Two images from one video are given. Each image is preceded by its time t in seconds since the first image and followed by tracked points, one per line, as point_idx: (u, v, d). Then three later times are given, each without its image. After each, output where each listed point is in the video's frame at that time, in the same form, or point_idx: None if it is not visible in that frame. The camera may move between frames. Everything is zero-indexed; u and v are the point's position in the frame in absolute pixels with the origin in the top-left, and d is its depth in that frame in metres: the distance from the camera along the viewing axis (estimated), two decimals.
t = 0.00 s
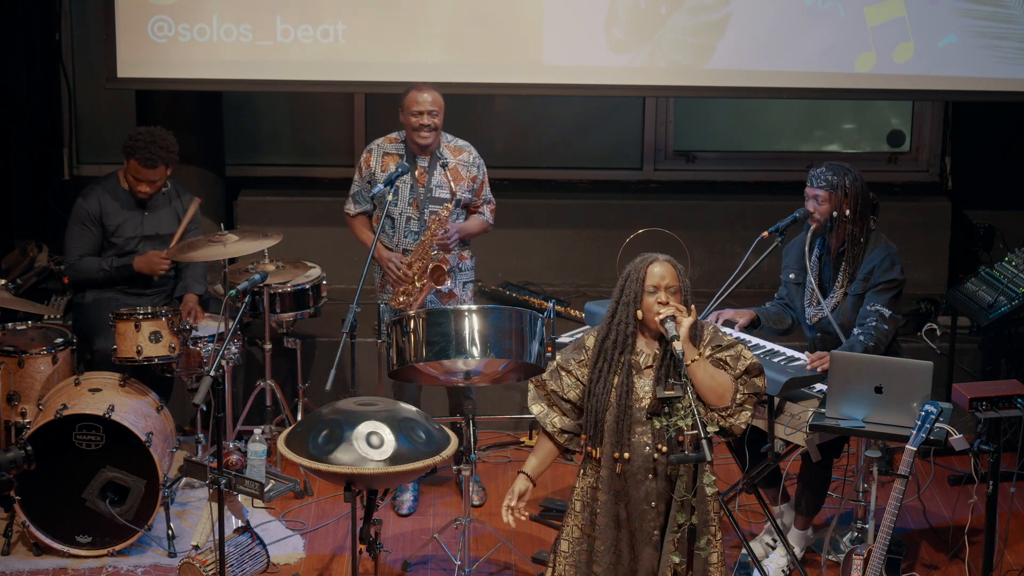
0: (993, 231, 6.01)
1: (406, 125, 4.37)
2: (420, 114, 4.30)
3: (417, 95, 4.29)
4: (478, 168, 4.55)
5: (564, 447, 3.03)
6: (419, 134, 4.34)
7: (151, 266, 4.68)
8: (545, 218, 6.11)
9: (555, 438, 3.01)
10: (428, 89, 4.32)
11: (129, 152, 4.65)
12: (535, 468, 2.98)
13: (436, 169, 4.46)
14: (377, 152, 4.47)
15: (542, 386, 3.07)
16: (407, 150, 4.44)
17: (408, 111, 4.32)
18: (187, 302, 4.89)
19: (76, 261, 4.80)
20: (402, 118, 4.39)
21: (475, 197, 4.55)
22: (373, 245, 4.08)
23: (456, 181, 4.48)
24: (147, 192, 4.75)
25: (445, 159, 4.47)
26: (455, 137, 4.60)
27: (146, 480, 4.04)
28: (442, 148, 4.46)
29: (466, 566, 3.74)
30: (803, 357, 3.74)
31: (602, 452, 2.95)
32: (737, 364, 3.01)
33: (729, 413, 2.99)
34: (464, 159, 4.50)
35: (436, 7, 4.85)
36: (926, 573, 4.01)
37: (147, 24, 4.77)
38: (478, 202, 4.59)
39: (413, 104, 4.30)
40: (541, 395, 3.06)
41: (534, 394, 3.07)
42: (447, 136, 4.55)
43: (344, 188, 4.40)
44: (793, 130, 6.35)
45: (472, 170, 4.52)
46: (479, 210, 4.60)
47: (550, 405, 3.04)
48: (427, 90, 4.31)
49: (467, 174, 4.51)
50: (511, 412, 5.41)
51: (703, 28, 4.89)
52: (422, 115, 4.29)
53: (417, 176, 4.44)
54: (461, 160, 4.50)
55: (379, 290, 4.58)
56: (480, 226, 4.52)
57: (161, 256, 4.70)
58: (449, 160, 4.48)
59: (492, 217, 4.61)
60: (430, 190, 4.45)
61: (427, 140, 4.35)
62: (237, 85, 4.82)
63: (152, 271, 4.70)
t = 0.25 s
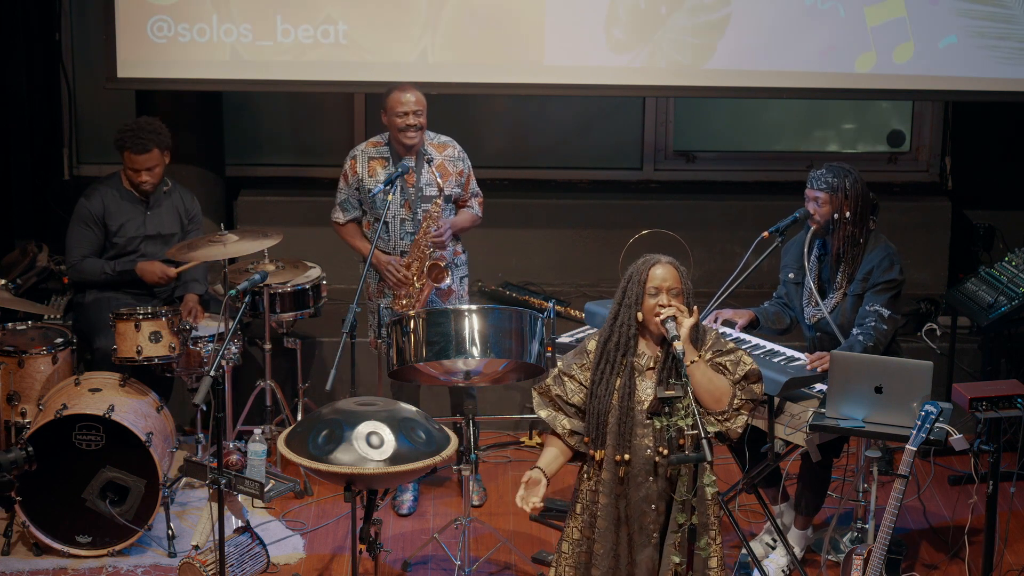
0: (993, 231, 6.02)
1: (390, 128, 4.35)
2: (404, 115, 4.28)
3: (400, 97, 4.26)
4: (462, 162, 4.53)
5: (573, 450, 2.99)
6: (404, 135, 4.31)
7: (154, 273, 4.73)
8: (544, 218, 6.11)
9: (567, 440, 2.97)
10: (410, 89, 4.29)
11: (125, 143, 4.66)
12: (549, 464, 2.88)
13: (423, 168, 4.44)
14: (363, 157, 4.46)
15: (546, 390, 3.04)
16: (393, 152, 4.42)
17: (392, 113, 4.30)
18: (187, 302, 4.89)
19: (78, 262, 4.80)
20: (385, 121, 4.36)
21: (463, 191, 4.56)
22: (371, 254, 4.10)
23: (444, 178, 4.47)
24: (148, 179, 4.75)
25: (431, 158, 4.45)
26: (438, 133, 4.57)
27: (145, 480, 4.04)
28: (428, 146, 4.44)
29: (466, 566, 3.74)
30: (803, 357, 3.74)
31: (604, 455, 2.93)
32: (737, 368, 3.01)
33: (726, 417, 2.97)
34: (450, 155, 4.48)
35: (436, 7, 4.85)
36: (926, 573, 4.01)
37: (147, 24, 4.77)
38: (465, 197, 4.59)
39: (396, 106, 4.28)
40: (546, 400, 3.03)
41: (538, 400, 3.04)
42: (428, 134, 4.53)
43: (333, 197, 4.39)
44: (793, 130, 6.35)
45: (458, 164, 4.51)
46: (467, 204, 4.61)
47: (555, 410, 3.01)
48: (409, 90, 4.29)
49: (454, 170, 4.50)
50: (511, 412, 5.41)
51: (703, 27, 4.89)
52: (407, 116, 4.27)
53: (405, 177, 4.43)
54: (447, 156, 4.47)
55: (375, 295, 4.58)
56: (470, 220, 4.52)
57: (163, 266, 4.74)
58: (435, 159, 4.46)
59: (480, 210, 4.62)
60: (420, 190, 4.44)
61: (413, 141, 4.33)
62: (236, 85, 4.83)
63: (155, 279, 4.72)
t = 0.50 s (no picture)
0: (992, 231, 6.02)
1: (378, 131, 4.32)
2: (393, 118, 4.26)
3: (387, 100, 4.24)
4: (450, 159, 4.53)
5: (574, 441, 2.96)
6: (394, 138, 4.29)
7: (155, 275, 4.74)
8: (544, 218, 6.11)
9: (570, 426, 2.95)
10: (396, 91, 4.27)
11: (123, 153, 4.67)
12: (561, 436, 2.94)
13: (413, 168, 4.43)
14: (352, 163, 4.44)
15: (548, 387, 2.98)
16: (382, 155, 4.40)
17: (380, 116, 4.28)
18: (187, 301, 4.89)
19: (78, 261, 4.81)
20: (373, 126, 4.34)
21: (454, 187, 4.56)
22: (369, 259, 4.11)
23: (436, 177, 4.46)
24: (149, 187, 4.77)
25: (421, 157, 4.44)
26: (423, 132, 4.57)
27: (146, 480, 4.04)
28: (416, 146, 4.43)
29: (466, 566, 3.74)
30: (803, 357, 3.74)
31: (606, 455, 2.93)
32: (736, 368, 3.01)
33: (726, 417, 2.96)
34: (439, 152, 4.49)
35: (436, 7, 4.85)
36: (926, 573, 4.01)
37: (147, 24, 4.77)
38: (457, 193, 4.59)
39: (384, 109, 4.25)
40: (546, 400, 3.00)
41: (536, 392, 2.99)
42: (416, 133, 4.52)
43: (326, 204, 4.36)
44: (793, 130, 6.35)
45: (447, 161, 4.51)
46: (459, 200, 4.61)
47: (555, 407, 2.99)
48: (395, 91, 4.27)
49: (445, 167, 4.50)
50: (511, 412, 5.41)
51: (703, 27, 4.89)
52: (396, 119, 4.25)
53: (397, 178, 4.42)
54: (437, 154, 4.48)
55: (375, 299, 4.57)
56: (463, 215, 4.54)
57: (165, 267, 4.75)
58: (425, 157, 4.46)
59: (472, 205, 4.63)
60: (414, 190, 4.43)
61: (404, 143, 4.31)
62: (236, 85, 4.83)
63: (155, 279, 4.73)
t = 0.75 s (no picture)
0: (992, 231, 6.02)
1: (372, 136, 4.32)
2: (386, 122, 4.26)
3: (379, 105, 4.24)
4: (444, 159, 4.54)
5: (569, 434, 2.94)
6: (387, 142, 4.29)
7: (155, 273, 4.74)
8: (544, 218, 6.11)
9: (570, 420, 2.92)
10: (388, 95, 4.27)
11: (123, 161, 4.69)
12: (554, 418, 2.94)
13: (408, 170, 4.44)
14: (347, 169, 4.44)
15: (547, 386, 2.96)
16: (377, 159, 4.41)
17: (373, 121, 4.27)
18: (187, 302, 4.88)
19: (78, 262, 4.80)
20: (366, 131, 4.34)
21: (451, 187, 4.56)
22: (369, 261, 4.09)
23: (431, 177, 4.47)
24: (147, 195, 4.78)
25: (416, 159, 4.45)
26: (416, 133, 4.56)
27: (146, 480, 4.04)
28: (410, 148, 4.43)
29: (466, 566, 3.74)
30: (803, 357, 3.74)
31: (607, 456, 2.94)
32: (735, 369, 3.00)
33: (726, 417, 2.97)
34: (433, 153, 4.49)
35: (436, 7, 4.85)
36: (926, 573, 4.01)
37: (147, 25, 4.77)
38: (454, 193, 4.60)
39: (376, 113, 4.25)
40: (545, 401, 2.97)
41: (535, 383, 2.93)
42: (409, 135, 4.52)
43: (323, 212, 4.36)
44: (793, 130, 6.35)
45: (442, 162, 4.52)
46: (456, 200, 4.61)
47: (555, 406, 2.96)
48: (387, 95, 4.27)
49: (440, 167, 4.51)
50: (511, 412, 5.41)
51: (703, 27, 4.89)
52: (389, 123, 4.25)
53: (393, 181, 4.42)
54: (431, 156, 4.48)
55: (377, 303, 4.56)
56: (460, 216, 4.55)
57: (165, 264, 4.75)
58: (419, 159, 4.47)
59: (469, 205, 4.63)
60: (411, 192, 4.43)
61: (398, 147, 4.31)
62: (236, 85, 4.83)
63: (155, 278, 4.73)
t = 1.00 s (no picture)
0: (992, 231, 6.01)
1: (371, 136, 4.32)
2: (385, 121, 4.26)
3: (377, 105, 4.24)
4: (445, 156, 4.53)
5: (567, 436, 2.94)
6: (386, 141, 4.29)
7: (154, 282, 4.71)
8: (545, 218, 6.12)
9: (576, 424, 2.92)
10: (386, 94, 4.27)
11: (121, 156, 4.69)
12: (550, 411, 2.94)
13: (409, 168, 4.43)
14: (348, 169, 4.44)
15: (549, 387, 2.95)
16: (377, 159, 4.40)
17: (372, 121, 4.27)
18: (186, 302, 4.88)
19: (78, 264, 4.80)
20: (365, 130, 4.34)
21: (452, 185, 4.56)
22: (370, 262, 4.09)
23: (432, 175, 4.47)
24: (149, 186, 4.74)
25: (416, 158, 4.44)
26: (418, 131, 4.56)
27: (146, 480, 4.04)
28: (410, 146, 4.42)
29: (466, 566, 3.74)
30: (803, 357, 3.74)
31: (605, 456, 2.93)
32: (734, 370, 3.00)
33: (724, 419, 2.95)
34: (434, 151, 4.48)
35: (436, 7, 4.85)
36: (926, 573, 4.01)
37: (147, 25, 4.77)
38: (456, 190, 4.59)
39: (375, 113, 4.25)
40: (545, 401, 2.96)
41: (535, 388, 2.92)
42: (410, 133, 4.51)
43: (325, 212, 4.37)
44: (793, 130, 6.35)
45: (443, 159, 4.51)
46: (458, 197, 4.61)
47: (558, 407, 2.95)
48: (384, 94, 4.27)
49: (440, 164, 4.50)
50: (511, 412, 5.41)
51: (703, 27, 4.89)
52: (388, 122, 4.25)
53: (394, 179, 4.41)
54: (431, 153, 4.47)
55: (380, 303, 4.57)
56: (462, 213, 4.54)
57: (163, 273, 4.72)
58: (420, 157, 4.46)
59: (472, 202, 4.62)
60: (412, 191, 4.43)
61: (398, 145, 4.31)
62: (235, 85, 4.83)
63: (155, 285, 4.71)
